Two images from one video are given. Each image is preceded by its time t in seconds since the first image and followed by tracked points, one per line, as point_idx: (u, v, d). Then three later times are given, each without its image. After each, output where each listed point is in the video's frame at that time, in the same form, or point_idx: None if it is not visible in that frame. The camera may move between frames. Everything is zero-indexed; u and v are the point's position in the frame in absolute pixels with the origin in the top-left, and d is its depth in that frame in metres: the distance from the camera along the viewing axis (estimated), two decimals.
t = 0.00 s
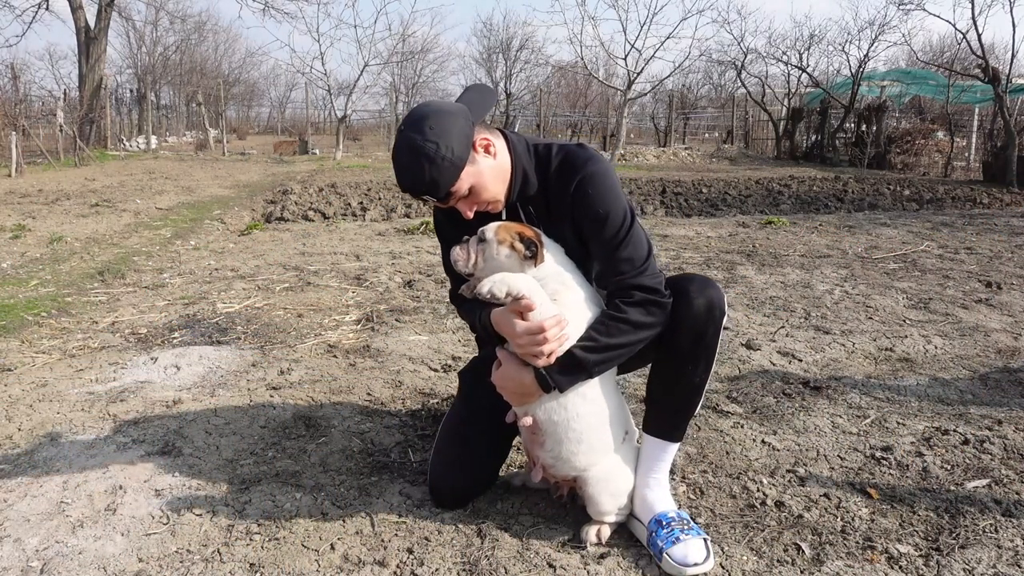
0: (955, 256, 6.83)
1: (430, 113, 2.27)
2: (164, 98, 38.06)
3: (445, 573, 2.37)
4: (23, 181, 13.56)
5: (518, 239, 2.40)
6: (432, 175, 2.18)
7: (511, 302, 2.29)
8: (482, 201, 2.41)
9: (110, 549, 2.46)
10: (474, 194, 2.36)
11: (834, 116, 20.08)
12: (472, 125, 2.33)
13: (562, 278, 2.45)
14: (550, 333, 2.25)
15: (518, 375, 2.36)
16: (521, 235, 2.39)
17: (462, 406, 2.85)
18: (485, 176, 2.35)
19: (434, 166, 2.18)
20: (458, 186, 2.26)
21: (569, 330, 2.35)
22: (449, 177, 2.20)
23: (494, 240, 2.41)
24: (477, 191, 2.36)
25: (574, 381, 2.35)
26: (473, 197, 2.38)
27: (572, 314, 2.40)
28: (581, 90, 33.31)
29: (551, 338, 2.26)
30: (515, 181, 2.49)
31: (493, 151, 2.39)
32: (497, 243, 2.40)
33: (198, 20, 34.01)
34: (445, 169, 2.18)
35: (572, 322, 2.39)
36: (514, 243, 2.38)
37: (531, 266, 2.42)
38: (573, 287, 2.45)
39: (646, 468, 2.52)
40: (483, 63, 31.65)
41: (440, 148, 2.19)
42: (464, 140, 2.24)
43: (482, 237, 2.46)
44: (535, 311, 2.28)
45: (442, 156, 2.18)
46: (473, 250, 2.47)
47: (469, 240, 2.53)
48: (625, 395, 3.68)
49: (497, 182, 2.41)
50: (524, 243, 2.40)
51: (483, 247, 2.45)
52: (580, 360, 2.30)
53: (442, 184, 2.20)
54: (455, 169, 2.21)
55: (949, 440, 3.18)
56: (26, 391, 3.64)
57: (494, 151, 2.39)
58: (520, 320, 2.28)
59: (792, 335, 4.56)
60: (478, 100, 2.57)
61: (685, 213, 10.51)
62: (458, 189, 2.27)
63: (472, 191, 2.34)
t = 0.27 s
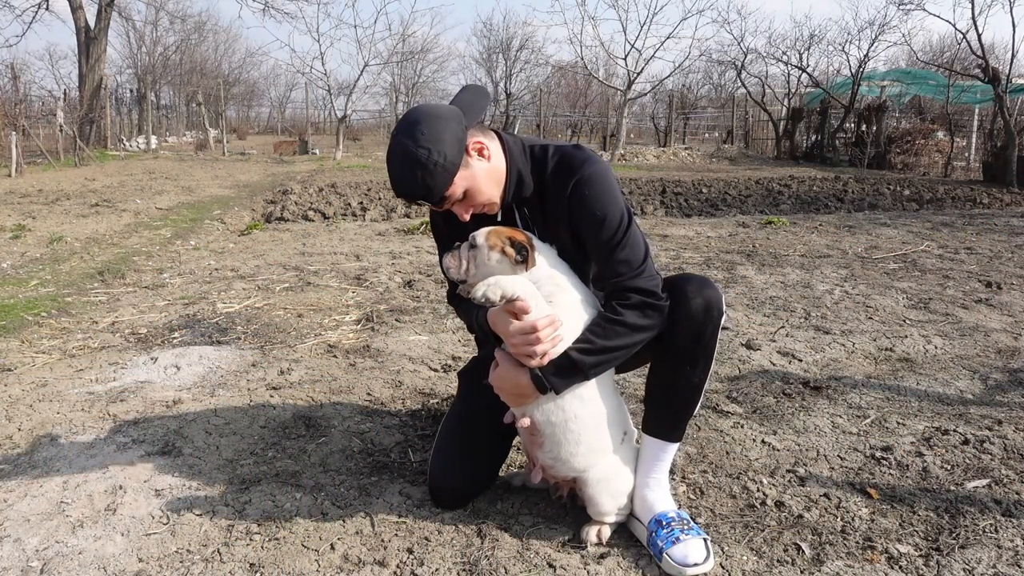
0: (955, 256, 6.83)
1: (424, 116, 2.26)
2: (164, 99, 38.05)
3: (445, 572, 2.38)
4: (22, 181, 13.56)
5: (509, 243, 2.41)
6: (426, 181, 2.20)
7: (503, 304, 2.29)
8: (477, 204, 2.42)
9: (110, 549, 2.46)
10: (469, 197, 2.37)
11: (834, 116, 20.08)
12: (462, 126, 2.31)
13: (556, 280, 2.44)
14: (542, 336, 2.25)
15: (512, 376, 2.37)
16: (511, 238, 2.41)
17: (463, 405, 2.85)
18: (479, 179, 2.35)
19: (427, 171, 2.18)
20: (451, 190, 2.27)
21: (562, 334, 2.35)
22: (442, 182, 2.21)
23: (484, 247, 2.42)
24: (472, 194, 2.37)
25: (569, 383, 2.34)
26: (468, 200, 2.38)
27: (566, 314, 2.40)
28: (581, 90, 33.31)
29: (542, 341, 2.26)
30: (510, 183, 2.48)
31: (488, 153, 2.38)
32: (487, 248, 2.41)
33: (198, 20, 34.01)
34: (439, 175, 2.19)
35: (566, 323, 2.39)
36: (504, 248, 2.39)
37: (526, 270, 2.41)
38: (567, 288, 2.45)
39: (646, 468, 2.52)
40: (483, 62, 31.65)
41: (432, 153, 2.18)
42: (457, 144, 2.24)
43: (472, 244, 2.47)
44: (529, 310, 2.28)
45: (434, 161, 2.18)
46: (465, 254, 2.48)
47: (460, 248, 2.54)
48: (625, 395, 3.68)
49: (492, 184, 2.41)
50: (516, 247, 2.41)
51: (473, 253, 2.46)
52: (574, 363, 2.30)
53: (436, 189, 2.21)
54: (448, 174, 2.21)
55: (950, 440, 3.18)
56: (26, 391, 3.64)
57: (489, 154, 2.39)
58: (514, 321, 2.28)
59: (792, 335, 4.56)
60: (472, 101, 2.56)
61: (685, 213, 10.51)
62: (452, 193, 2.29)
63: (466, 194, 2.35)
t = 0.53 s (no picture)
0: (955, 256, 6.83)
1: (431, 153, 2.21)
2: (164, 99, 38.05)
3: (445, 573, 2.37)
4: (22, 180, 13.57)
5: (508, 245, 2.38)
6: (446, 220, 2.16)
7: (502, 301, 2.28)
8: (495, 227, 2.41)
9: (110, 549, 2.46)
10: (486, 223, 2.36)
11: (834, 116, 20.08)
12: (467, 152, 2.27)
13: (552, 280, 2.45)
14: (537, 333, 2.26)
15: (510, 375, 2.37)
16: (510, 240, 2.37)
17: (463, 405, 2.85)
18: (493, 204, 2.34)
19: (446, 209, 2.15)
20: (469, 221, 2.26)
21: (559, 333, 2.35)
22: (462, 218, 2.19)
23: (481, 244, 2.38)
24: (489, 220, 2.36)
25: (566, 383, 2.34)
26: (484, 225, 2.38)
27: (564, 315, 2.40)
28: (581, 91, 33.31)
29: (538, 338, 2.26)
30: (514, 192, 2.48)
31: (496, 175, 2.36)
32: (486, 249, 2.37)
33: (198, 20, 34.02)
34: (458, 211, 2.17)
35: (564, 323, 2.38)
36: (503, 250, 2.35)
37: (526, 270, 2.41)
38: (565, 288, 2.45)
39: (646, 467, 2.52)
40: (483, 63, 31.66)
41: (449, 190, 2.14)
42: (469, 174, 2.21)
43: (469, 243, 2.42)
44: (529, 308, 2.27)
45: (453, 199, 2.14)
46: (461, 254, 2.43)
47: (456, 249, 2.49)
48: (626, 395, 3.69)
49: (504, 204, 2.40)
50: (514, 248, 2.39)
51: (470, 252, 2.41)
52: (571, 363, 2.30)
53: (455, 225, 2.19)
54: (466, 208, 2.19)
55: (950, 439, 3.18)
56: (26, 391, 3.64)
57: (498, 176, 2.37)
58: (512, 319, 2.27)
59: (792, 335, 4.56)
60: (464, 124, 2.59)
61: (685, 214, 10.51)
62: (470, 224, 2.28)
63: (483, 222, 2.34)
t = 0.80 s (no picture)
0: (955, 256, 6.83)
1: (431, 154, 2.20)
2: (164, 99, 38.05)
3: (445, 573, 2.37)
4: (22, 181, 13.57)
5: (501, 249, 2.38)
6: (439, 225, 2.17)
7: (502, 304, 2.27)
8: (486, 232, 2.42)
9: (110, 549, 2.46)
10: (478, 228, 2.37)
11: (834, 116, 20.08)
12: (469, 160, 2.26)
13: (549, 282, 2.44)
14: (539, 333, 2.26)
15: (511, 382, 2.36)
16: (504, 245, 2.37)
17: (462, 405, 2.85)
18: (488, 211, 2.35)
19: (441, 216, 2.16)
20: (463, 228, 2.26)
21: (559, 336, 2.35)
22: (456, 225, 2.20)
23: (475, 252, 2.37)
24: (482, 225, 2.37)
25: (567, 387, 2.34)
26: (477, 231, 2.39)
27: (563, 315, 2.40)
28: (581, 91, 33.31)
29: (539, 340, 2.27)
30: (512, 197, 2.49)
31: (495, 184, 2.37)
32: (480, 254, 2.36)
33: (198, 20, 34.02)
34: (453, 218, 2.18)
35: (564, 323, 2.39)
36: (498, 255, 2.35)
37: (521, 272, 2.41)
38: (563, 290, 2.45)
39: (646, 467, 2.51)
40: (483, 63, 31.65)
41: (445, 198, 2.14)
42: (468, 182, 2.21)
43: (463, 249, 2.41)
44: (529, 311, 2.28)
45: (449, 206, 2.15)
46: (456, 261, 2.43)
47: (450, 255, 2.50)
48: (626, 395, 3.68)
49: (498, 212, 2.42)
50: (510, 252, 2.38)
51: (464, 258, 2.41)
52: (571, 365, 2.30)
53: (449, 231, 2.20)
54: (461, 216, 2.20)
55: (949, 439, 3.18)
56: (26, 391, 3.64)
57: (496, 184, 2.38)
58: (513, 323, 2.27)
59: (792, 335, 4.56)
60: (468, 125, 2.51)
61: (685, 214, 10.51)
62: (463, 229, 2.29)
63: (476, 227, 2.36)
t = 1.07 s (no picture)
0: (955, 256, 6.83)
1: (425, 101, 2.28)
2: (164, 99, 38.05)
3: (445, 572, 2.37)
4: (22, 181, 13.57)
5: (498, 252, 2.42)
6: (422, 163, 2.20)
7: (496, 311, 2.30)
8: (468, 197, 2.43)
9: (110, 549, 2.46)
10: (462, 188, 2.38)
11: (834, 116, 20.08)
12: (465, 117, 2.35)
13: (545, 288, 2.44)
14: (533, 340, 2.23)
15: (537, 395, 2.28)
16: (499, 248, 2.41)
17: (461, 406, 2.86)
18: (474, 172, 2.38)
19: (424, 152, 2.19)
20: (446, 177, 2.28)
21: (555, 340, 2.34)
22: (438, 167, 2.22)
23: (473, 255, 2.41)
24: (465, 185, 2.37)
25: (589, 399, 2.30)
26: (460, 194, 2.40)
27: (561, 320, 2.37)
28: (581, 91, 33.31)
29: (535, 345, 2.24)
30: (498, 175, 2.54)
31: (485, 147, 2.42)
32: (476, 255, 2.40)
33: (198, 20, 34.00)
34: (436, 159, 2.20)
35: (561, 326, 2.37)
36: (492, 257, 2.39)
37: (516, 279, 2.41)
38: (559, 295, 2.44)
39: (646, 468, 2.51)
40: (483, 62, 31.63)
41: (432, 136, 2.20)
42: (458, 132, 2.27)
43: (460, 250, 2.46)
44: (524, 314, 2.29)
45: (434, 143, 2.19)
46: (450, 259, 2.46)
47: (446, 252, 2.51)
48: (626, 395, 3.69)
49: (484, 180, 2.45)
50: (504, 257, 2.41)
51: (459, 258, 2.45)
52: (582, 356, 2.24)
53: (430, 172, 2.22)
54: (445, 161, 2.23)
55: (950, 439, 3.18)
56: (26, 391, 3.64)
57: (485, 149, 2.43)
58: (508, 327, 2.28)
59: (792, 335, 4.56)
60: (473, 93, 2.57)
61: (685, 213, 10.50)
62: (446, 181, 2.29)
63: (459, 185, 2.36)
